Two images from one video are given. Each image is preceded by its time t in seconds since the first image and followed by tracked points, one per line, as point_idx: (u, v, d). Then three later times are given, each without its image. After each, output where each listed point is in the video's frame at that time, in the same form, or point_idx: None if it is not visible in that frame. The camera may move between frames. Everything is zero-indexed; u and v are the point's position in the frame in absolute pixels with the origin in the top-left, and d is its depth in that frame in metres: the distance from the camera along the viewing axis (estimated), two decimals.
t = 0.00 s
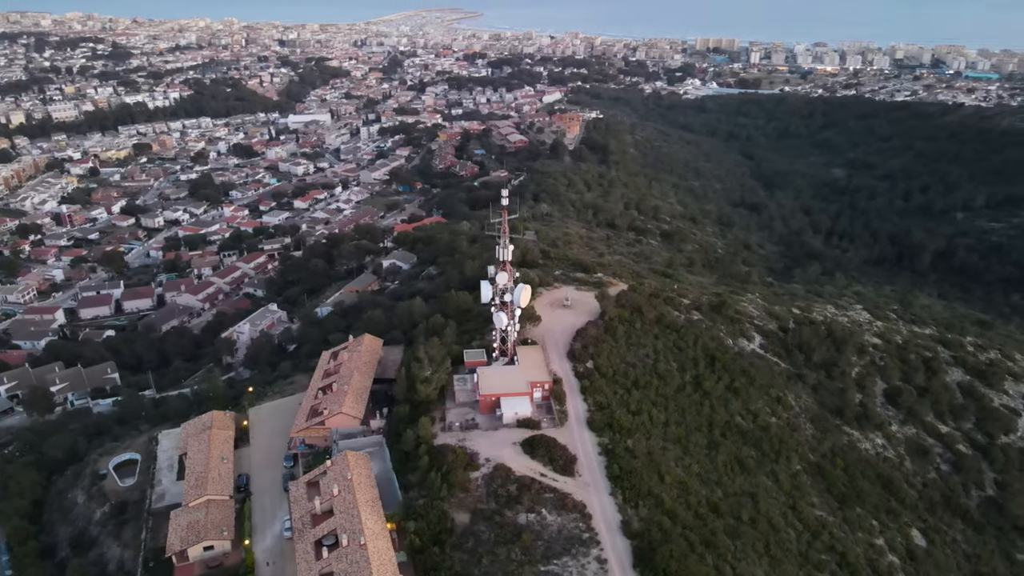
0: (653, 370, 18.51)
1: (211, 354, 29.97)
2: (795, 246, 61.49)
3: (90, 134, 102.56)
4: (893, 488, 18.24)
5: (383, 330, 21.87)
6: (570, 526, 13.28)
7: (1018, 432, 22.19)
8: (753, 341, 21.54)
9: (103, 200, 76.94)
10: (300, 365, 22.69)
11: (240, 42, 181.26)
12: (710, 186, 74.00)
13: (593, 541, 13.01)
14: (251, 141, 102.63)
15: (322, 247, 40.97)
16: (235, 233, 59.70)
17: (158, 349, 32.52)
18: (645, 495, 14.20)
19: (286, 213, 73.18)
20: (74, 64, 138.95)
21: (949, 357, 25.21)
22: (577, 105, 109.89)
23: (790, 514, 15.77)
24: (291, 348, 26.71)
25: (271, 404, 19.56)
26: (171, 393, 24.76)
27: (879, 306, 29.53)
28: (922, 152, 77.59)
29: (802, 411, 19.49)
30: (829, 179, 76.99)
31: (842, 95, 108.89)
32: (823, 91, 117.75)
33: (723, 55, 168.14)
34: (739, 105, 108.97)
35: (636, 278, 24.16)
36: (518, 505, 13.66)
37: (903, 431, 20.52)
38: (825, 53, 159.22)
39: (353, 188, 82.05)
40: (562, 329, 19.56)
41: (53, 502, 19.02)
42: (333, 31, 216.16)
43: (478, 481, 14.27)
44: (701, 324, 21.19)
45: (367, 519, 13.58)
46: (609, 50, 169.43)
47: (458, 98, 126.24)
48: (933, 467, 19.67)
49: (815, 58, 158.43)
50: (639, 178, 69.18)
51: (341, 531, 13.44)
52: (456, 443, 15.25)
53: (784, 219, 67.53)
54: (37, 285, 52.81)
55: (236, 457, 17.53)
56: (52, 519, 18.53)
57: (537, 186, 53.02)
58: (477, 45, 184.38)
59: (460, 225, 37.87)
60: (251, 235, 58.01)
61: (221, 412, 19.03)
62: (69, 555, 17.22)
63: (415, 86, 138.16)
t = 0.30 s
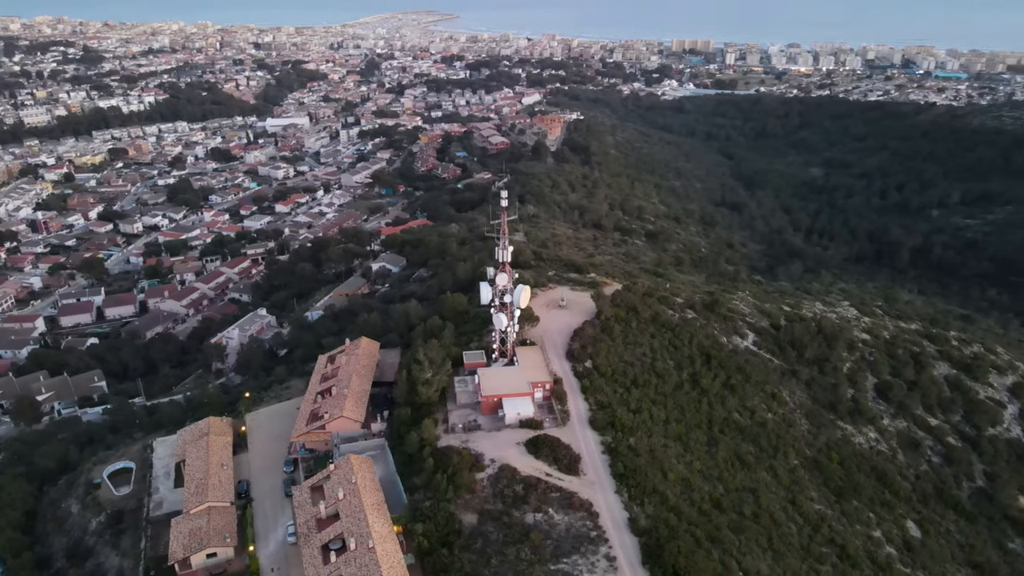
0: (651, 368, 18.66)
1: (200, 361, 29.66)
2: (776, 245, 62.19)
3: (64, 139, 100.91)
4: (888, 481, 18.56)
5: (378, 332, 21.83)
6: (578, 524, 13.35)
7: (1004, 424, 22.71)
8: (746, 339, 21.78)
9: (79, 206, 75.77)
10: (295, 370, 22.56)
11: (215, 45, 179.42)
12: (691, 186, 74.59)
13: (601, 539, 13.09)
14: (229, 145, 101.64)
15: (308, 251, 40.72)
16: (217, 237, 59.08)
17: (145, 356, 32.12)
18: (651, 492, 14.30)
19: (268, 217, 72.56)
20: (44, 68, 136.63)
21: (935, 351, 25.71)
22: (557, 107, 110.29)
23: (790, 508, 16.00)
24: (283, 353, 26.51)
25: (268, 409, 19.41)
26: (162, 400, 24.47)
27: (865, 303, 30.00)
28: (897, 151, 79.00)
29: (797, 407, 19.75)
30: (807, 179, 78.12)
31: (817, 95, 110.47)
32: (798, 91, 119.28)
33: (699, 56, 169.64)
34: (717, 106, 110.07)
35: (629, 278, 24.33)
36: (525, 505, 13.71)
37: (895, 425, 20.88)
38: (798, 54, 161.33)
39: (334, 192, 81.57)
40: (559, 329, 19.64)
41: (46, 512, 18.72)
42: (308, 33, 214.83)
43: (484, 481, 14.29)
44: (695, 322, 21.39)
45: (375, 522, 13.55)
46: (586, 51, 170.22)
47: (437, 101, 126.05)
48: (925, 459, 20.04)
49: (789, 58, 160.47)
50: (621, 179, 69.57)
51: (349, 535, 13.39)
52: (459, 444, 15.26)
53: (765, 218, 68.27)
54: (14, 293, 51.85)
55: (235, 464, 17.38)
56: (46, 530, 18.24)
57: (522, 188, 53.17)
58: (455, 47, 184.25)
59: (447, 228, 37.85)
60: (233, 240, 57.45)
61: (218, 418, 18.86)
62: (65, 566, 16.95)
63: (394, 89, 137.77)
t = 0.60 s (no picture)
0: (649, 367, 18.82)
1: (189, 367, 29.37)
2: (758, 243, 62.91)
3: (37, 144, 99.18)
4: (883, 473, 18.89)
5: (375, 334, 21.78)
6: (587, 522, 13.44)
7: (990, 416, 23.22)
8: (741, 336, 22.03)
9: (55, 212, 74.52)
10: (291, 374, 22.44)
11: (188, 47, 177.43)
12: (672, 186, 75.19)
13: (611, 536, 13.19)
14: (207, 148, 100.59)
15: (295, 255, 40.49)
16: (199, 242, 58.44)
17: (131, 364, 31.74)
18: (656, 489, 14.43)
19: (250, 221, 71.91)
20: (14, 72, 134.17)
21: (922, 345, 26.20)
22: (537, 108, 110.61)
23: (791, 501, 16.25)
24: (275, 357, 26.33)
25: (266, 414, 19.27)
26: (154, 407, 24.19)
27: (852, 299, 30.48)
28: (873, 149, 80.36)
29: (792, 402, 20.03)
30: (786, 178, 79.22)
31: (793, 95, 111.94)
32: (774, 91, 120.67)
33: (675, 57, 170.97)
34: (694, 106, 111.07)
35: (622, 277, 24.50)
36: (534, 504, 13.78)
37: (887, 418, 21.25)
38: (773, 54, 163.30)
39: (316, 195, 81.06)
40: (557, 329, 19.74)
41: (41, 523, 18.47)
42: (284, 36, 213.24)
43: (491, 482, 14.33)
44: (690, 320, 21.60)
45: (383, 524, 13.54)
46: (563, 52, 170.79)
47: (416, 102, 125.80)
48: (918, 452, 20.42)
49: (764, 59, 162.37)
50: (603, 179, 69.92)
51: (357, 538, 13.37)
52: (465, 445, 15.30)
53: (746, 217, 69.00)
54: None
55: (235, 469, 17.23)
56: (42, 541, 17.98)
57: (506, 189, 53.32)
58: (432, 49, 183.97)
59: (436, 230, 37.83)
60: (216, 244, 56.90)
61: (216, 424, 18.71)
62: None
63: (372, 91, 137.20)
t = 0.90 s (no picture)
0: (648, 365, 18.96)
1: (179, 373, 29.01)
2: (740, 241, 63.58)
3: (8, 150, 97.28)
4: (878, 466, 19.23)
5: (372, 337, 21.73)
6: (597, 520, 13.52)
7: (977, 408, 23.74)
8: (735, 333, 22.26)
9: (30, 218, 73.15)
10: (287, 378, 22.30)
11: (161, 51, 175.13)
12: (654, 186, 75.73)
13: (621, 533, 13.28)
14: (184, 152, 99.39)
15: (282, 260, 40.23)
16: (180, 247, 57.72)
17: (119, 371, 31.33)
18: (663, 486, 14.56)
19: (230, 225, 71.17)
20: None
21: (908, 339, 26.74)
22: (516, 109, 110.84)
23: (792, 495, 16.48)
24: (268, 361, 26.14)
25: (264, 420, 19.13)
26: (147, 414, 23.88)
27: (838, 294, 30.95)
28: (849, 149, 81.72)
29: (788, 397, 20.28)
30: (765, 177, 80.24)
31: (769, 95, 113.34)
32: (749, 91, 122.04)
33: (651, 58, 172.19)
34: (672, 106, 111.98)
35: (616, 277, 24.66)
36: (543, 503, 13.84)
37: (879, 411, 21.62)
38: (747, 55, 165.12)
39: (297, 198, 80.44)
40: (556, 329, 19.83)
41: (37, 533, 18.16)
42: (258, 38, 211.30)
43: (500, 482, 14.37)
44: (685, 319, 21.80)
45: (393, 527, 13.52)
46: (540, 54, 171.23)
47: (395, 105, 125.39)
48: (910, 444, 20.81)
49: (738, 60, 164.18)
50: (585, 179, 70.20)
51: (368, 541, 13.35)
52: (471, 446, 15.33)
53: (727, 216, 69.69)
54: None
55: (236, 475, 17.09)
56: (38, 552, 17.68)
57: (490, 190, 53.36)
58: (409, 51, 183.43)
59: (423, 232, 37.79)
60: (197, 249, 56.24)
61: (214, 430, 18.53)
62: None
63: (350, 93, 136.49)
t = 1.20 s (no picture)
0: (647, 363, 19.14)
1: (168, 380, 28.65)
2: (721, 240, 64.25)
3: None
4: (872, 458, 19.58)
5: (368, 339, 21.67)
6: (607, 517, 13.61)
7: (963, 399, 24.28)
8: (729, 330, 22.52)
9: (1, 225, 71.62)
10: (282, 382, 22.16)
11: (131, 54, 172.60)
12: (634, 185, 76.23)
13: (632, 529, 13.39)
14: (159, 157, 98.02)
15: (267, 264, 39.94)
16: (160, 253, 56.94)
17: (105, 379, 30.87)
18: (669, 481, 14.69)
19: (210, 230, 70.32)
20: None
21: (894, 333, 27.28)
22: (494, 111, 110.92)
23: (793, 488, 16.74)
24: (260, 367, 25.92)
25: (263, 424, 18.97)
26: (140, 422, 23.57)
27: (824, 290, 31.46)
28: (824, 148, 83.04)
29: (784, 392, 20.55)
30: (743, 176, 81.26)
31: (744, 96, 114.71)
32: (724, 92, 123.33)
33: (626, 59, 173.23)
34: (649, 107, 112.89)
35: (609, 277, 24.82)
36: (553, 502, 13.92)
37: (872, 405, 22.01)
38: (720, 56, 166.85)
39: (277, 202, 79.73)
40: (554, 328, 19.94)
41: (32, 544, 17.86)
42: (230, 41, 209.04)
43: (508, 482, 14.41)
44: (680, 316, 22.02)
45: (404, 528, 13.51)
46: (516, 56, 171.54)
47: (372, 107, 124.87)
48: (902, 436, 21.22)
49: (712, 61, 165.90)
50: (567, 180, 70.45)
51: (378, 543, 13.33)
52: (477, 446, 15.36)
53: (708, 214, 70.37)
54: None
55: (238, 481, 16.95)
56: (35, 563, 17.43)
57: (474, 192, 53.38)
58: (384, 53, 182.76)
59: (410, 234, 37.72)
60: (178, 255, 55.52)
61: (213, 435, 18.34)
62: None
63: (327, 96, 135.66)
